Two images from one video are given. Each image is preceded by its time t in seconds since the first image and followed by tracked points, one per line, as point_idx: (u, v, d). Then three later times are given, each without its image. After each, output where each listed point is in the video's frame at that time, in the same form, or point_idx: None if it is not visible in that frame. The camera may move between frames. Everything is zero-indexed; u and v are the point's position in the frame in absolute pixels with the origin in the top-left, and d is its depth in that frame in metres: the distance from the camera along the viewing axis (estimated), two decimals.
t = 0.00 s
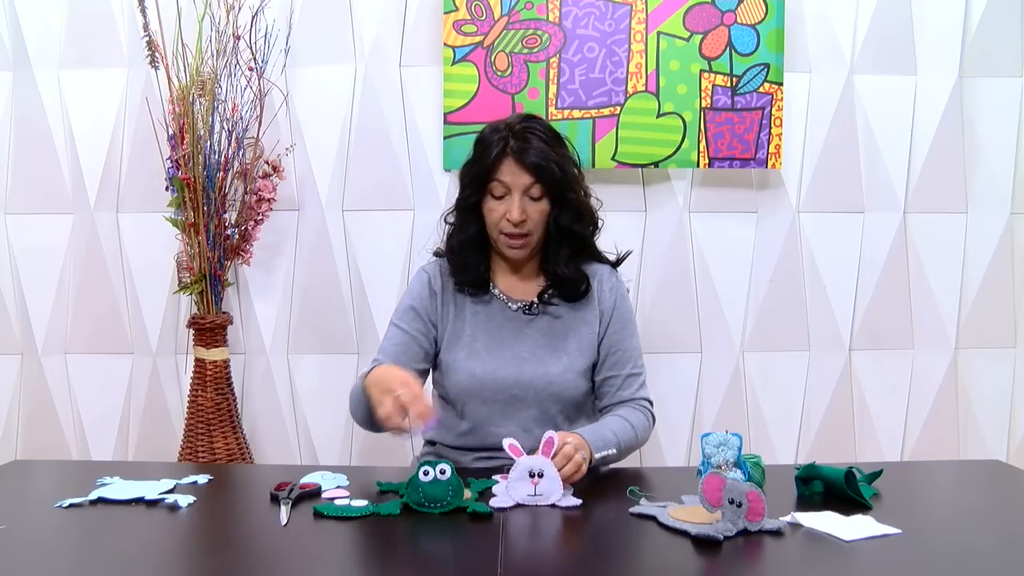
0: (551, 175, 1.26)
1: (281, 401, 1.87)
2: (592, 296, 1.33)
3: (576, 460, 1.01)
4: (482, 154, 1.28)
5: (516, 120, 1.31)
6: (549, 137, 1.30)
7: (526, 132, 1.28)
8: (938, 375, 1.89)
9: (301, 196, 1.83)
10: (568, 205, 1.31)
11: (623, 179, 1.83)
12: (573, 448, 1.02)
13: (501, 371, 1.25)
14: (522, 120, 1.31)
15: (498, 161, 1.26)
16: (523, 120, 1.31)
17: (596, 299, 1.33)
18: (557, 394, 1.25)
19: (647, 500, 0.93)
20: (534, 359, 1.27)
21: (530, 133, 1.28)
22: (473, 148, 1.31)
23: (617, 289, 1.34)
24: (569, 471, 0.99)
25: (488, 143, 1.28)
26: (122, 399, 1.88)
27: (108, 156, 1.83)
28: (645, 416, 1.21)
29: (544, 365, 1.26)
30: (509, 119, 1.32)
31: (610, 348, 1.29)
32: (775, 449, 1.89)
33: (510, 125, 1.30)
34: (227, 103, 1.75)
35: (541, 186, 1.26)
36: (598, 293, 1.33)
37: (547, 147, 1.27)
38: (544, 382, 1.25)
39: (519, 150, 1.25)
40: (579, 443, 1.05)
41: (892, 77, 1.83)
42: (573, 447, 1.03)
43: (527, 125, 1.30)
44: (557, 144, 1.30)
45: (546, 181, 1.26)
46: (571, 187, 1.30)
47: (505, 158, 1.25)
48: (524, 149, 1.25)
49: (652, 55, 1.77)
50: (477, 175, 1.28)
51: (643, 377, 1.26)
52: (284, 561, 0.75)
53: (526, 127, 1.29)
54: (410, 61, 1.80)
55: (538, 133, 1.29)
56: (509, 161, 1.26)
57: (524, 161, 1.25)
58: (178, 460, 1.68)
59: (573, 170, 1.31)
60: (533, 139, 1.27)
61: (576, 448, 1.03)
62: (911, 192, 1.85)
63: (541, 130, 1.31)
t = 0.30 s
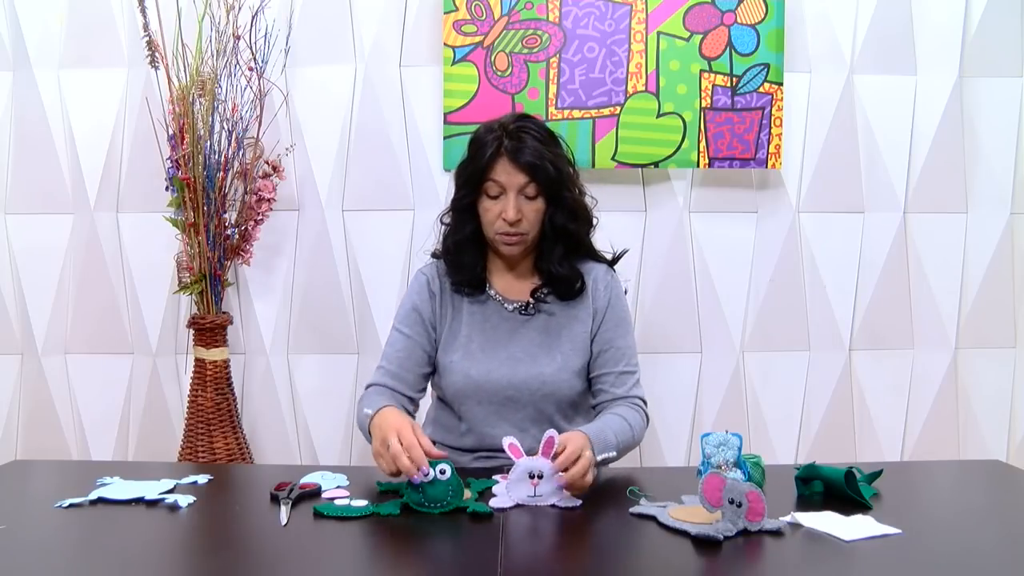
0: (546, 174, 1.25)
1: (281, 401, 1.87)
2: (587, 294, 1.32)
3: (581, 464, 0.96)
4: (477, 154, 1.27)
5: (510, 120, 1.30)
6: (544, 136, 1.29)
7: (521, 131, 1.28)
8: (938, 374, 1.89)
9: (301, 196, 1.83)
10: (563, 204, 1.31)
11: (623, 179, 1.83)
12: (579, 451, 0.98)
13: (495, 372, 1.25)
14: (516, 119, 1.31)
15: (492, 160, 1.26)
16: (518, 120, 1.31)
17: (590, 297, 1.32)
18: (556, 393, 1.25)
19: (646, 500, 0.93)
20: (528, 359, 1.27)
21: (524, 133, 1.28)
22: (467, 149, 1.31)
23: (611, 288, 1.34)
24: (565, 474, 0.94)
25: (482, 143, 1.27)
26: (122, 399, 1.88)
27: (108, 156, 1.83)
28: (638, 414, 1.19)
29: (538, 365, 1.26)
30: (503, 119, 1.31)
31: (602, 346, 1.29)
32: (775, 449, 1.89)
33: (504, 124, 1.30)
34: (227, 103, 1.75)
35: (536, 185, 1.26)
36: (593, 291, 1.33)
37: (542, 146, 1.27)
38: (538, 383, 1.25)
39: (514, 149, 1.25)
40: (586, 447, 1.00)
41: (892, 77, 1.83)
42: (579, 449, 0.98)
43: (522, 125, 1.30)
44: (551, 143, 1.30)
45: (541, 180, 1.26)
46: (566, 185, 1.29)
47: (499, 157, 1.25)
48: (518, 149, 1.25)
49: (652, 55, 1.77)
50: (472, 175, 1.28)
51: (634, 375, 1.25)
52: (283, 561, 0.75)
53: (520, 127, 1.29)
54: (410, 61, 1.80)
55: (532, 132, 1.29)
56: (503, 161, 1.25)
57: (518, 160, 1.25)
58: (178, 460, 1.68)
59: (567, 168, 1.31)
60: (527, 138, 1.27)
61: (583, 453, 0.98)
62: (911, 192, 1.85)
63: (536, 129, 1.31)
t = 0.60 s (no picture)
0: (545, 173, 1.25)
1: (281, 401, 1.87)
2: (587, 292, 1.32)
3: (562, 471, 0.94)
4: (476, 154, 1.27)
5: (509, 120, 1.31)
6: (543, 135, 1.29)
7: (520, 130, 1.28)
8: (938, 374, 1.89)
9: (301, 196, 1.83)
10: (562, 204, 1.31)
11: (623, 179, 1.83)
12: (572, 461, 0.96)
13: (496, 372, 1.25)
14: (515, 119, 1.31)
15: (491, 160, 1.26)
16: (517, 119, 1.31)
17: (589, 297, 1.32)
18: (556, 393, 1.25)
19: (646, 500, 0.93)
20: (529, 360, 1.27)
21: (523, 132, 1.28)
22: (466, 148, 1.31)
23: (611, 288, 1.34)
24: (541, 477, 0.93)
25: (481, 142, 1.27)
26: (122, 399, 1.88)
27: (108, 156, 1.83)
28: (638, 414, 1.19)
29: (539, 366, 1.26)
30: (501, 118, 1.31)
31: (601, 347, 1.28)
32: (775, 449, 1.89)
33: (502, 124, 1.30)
34: (227, 103, 1.75)
35: (535, 184, 1.26)
36: (592, 291, 1.33)
37: (541, 145, 1.27)
38: (538, 384, 1.25)
39: (513, 148, 1.25)
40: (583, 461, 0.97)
41: (892, 77, 1.83)
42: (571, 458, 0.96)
43: (520, 124, 1.30)
44: (550, 142, 1.30)
45: (541, 179, 1.26)
46: (565, 184, 1.29)
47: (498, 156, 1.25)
48: (517, 148, 1.25)
49: (652, 55, 1.77)
50: (471, 176, 1.28)
51: (633, 376, 1.25)
52: (283, 561, 0.75)
53: (519, 126, 1.29)
54: (410, 61, 1.80)
55: (531, 131, 1.29)
56: (503, 160, 1.26)
57: (517, 159, 1.25)
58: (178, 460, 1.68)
59: (566, 167, 1.31)
60: (526, 137, 1.27)
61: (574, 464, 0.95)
62: (911, 192, 1.85)
63: (535, 128, 1.31)
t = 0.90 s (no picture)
0: (550, 173, 1.25)
1: (281, 401, 1.87)
2: (591, 293, 1.32)
3: (559, 470, 0.95)
4: (481, 154, 1.27)
5: (513, 120, 1.30)
6: (548, 135, 1.29)
7: (524, 131, 1.28)
8: (938, 374, 1.89)
9: (300, 196, 1.83)
10: (567, 204, 1.31)
11: (624, 179, 1.83)
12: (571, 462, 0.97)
13: (496, 372, 1.25)
14: (519, 119, 1.31)
15: (496, 160, 1.25)
16: (521, 120, 1.31)
17: (592, 297, 1.32)
18: (557, 394, 1.25)
19: (647, 500, 0.93)
20: (529, 360, 1.27)
21: (528, 132, 1.28)
22: (470, 148, 1.31)
23: (614, 288, 1.34)
24: (537, 473, 0.95)
25: (486, 143, 1.27)
26: (123, 399, 1.88)
27: (108, 156, 1.83)
28: (638, 414, 1.20)
29: (540, 366, 1.26)
30: (506, 118, 1.31)
31: (603, 347, 1.28)
32: (775, 449, 1.90)
33: (507, 124, 1.29)
34: (227, 103, 1.75)
35: (540, 185, 1.26)
36: (596, 291, 1.33)
37: (546, 145, 1.27)
38: (540, 384, 1.25)
39: (518, 148, 1.25)
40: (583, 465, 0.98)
41: (892, 77, 1.83)
42: (571, 458, 0.97)
43: (525, 124, 1.29)
44: (554, 142, 1.30)
45: (546, 179, 1.26)
46: (570, 185, 1.29)
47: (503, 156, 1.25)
48: (523, 148, 1.25)
49: (652, 55, 1.77)
50: (476, 176, 1.28)
51: (633, 376, 1.26)
52: (283, 562, 0.75)
53: (524, 126, 1.29)
54: (410, 61, 1.80)
55: (535, 132, 1.28)
56: (508, 160, 1.25)
57: (523, 159, 1.25)
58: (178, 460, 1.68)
59: (571, 167, 1.31)
60: (531, 137, 1.27)
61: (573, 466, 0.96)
62: (911, 192, 1.85)
63: (539, 128, 1.31)
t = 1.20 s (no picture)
0: (554, 174, 1.25)
1: (281, 401, 1.87)
2: (591, 293, 1.32)
3: (565, 472, 0.93)
4: (484, 153, 1.27)
5: (517, 119, 1.30)
6: (551, 135, 1.29)
7: (528, 130, 1.28)
8: (938, 375, 1.89)
9: (301, 196, 1.83)
10: (569, 203, 1.31)
11: (624, 179, 1.83)
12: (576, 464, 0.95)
13: (497, 372, 1.25)
14: (523, 118, 1.30)
15: (500, 159, 1.25)
16: (525, 119, 1.30)
17: (593, 297, 1.32)
18: (558, 393, 1.25)
19: (647, 500, 0.93)
20: (529, 359, 1.27)
21: (532, 132, 1.27)
22: (474, 147, 1.30)
23: (615, 288, 1.34)
24: (543, 475, 0.93)
25: (489, 142, 1.27)
26: (122, 399, 1.88)
27: (108, 156, 1.83)
28: (639, 414, 1.19)
29: (541, 366, 1.26)
30: (510, 118, 1.31)
31: (604, 347, 1.28)
32: (775, 449, 1.90)
33: (511, 123, 1.29)
34: (227, 103, 1.75)
35: (543, 185, 1.26)
36: (597, 291, 1.33)
37: (549, 145, 1.27)
38: (541, 383, 1.25)
39: (522, 148, 1.25)
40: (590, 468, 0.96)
41: (892, 77, 1.83)
42: (576, 459, 0.95)
43: (528, 124, 1.29)
44: (558, 142, 1.30)
45: (549, 179, 1.26)
46: (572, 185, 1.29)
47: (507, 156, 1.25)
48: (526, 148, 1.25)
49: (652, 55, 1.77)
50: (479, 175, 1.28)
51: (633, 376, 1.25)
52: (284, 562, 0.75)
53: (527, 126, 1.29)
54: (410, 61, 1.80)
55: (539, 131, 1.28)
56: (511, 160, 1.25)
57: (527, 159, 1.25)
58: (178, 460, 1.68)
59: (574, 167, 1.30)
60: (534, 137, 1.27)
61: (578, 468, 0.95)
62: (911, 192, 1.85)
63: (543, 128, 1.30)
